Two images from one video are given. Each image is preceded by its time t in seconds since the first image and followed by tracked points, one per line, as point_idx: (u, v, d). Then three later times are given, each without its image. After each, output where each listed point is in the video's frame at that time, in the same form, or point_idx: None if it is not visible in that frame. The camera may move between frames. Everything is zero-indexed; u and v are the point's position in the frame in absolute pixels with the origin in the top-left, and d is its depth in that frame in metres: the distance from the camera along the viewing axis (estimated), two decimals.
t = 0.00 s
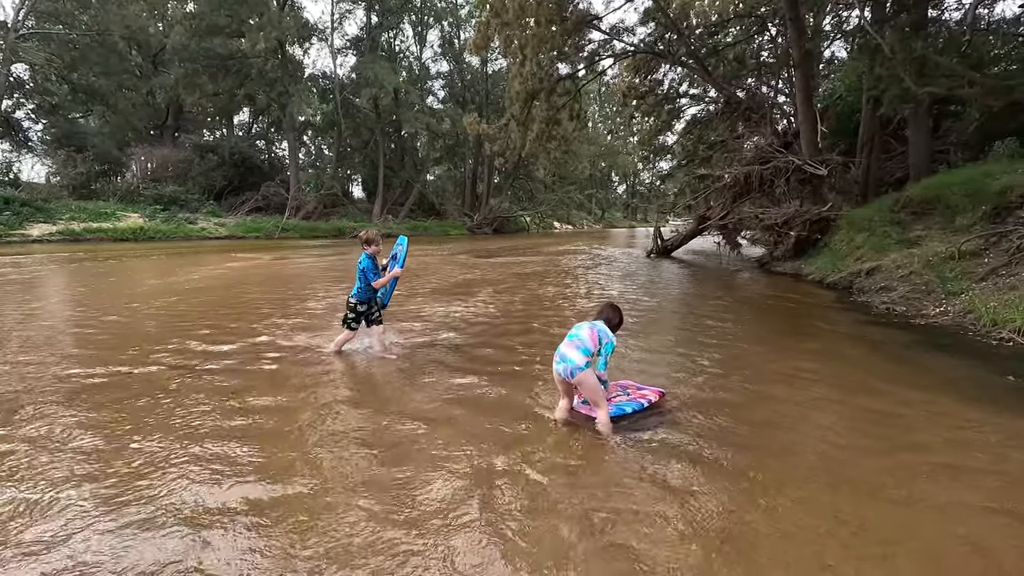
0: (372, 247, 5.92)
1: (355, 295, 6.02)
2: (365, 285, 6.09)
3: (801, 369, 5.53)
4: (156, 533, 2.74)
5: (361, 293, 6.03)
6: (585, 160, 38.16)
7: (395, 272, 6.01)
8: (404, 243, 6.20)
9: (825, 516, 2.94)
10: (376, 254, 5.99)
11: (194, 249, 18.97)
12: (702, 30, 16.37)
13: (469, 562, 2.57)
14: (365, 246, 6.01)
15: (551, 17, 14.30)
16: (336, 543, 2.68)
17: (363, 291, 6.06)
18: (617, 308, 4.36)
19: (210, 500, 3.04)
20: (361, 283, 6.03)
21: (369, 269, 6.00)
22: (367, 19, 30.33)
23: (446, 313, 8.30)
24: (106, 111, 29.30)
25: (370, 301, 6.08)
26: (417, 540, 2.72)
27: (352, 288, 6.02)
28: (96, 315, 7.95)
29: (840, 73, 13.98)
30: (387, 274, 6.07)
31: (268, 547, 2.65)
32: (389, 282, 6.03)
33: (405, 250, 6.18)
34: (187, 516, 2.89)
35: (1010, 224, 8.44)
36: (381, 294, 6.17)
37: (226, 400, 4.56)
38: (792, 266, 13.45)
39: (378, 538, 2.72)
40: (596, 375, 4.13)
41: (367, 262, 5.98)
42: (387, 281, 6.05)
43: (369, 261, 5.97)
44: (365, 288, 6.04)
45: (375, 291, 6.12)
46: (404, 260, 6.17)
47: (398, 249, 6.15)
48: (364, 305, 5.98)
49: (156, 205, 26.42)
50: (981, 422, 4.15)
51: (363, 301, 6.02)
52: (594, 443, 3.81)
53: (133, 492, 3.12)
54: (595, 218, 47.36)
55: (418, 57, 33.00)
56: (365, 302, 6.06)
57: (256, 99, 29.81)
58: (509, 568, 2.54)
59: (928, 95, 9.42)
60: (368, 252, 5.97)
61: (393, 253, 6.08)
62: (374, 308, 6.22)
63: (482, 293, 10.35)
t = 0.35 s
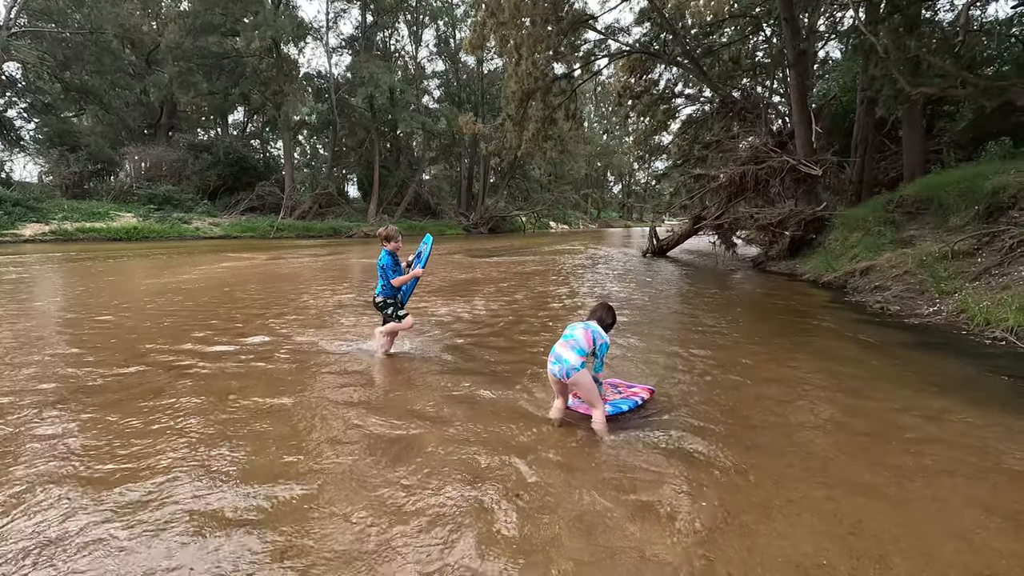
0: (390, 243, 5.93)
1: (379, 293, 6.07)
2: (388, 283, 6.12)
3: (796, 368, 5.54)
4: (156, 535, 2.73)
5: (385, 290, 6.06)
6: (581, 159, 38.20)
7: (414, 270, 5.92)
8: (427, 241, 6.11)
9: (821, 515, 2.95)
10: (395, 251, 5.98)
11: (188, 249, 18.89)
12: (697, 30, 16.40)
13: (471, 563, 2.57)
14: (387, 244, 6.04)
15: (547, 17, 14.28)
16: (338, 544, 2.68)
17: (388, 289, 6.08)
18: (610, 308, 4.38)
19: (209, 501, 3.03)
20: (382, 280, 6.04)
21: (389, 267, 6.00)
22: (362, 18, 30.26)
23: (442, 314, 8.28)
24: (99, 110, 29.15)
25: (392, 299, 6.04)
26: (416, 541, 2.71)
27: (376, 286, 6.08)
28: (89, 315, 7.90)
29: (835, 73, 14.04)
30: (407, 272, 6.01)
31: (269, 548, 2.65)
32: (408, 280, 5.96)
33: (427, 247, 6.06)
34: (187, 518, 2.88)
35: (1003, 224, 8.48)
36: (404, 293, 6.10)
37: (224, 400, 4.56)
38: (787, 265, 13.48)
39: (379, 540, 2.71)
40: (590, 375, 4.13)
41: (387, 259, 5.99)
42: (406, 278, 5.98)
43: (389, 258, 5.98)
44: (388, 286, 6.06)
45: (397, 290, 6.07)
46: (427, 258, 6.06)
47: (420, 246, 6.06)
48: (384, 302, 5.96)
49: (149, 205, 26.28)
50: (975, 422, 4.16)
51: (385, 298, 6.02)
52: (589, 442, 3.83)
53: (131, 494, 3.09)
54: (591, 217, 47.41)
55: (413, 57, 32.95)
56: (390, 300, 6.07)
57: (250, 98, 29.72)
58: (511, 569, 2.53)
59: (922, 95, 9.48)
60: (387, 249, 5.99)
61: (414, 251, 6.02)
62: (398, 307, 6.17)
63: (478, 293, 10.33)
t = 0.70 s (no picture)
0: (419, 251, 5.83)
1: (407, 302, 5.88)
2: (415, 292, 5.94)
3: (790, 368, 5.57)
4: (148, 538, 2.70)
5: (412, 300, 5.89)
6: (575, 160, 38.30)
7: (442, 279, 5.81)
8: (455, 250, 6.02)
9: (815, 514, 2.96)
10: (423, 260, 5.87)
11: (181, 249, 18.79)
12: (691, 32, 16.45)
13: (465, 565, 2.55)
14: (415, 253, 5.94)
15: (541, 18, 14.28)
16: (331, 546, 2.66)
17: (414, 299, 5.90)
18: (602, 308, 4.41)
19: (203, 504, 3.00)
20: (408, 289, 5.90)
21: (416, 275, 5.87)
22: (356, 19, 30.21)
23: (437, 314, 8.27)
24: (90, 110, 28.94)
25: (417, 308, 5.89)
26: (409, 543, 2.70)
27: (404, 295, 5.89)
28: (80, 316, 7.84)
29: (828, 75, 14.13)
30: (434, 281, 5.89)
31: (264, 551, 2.62)
32: (436, 289, 5.84)
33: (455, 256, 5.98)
34: (179, 520, 2.85)
35: (993, 225, 8.56)
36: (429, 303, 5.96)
37: (217, 400, 4.54)
38: (780, 266, 13.54)
39: (372, 542, 2.70)
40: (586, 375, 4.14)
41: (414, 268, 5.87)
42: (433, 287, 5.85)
43: (417, 267, 5.86)
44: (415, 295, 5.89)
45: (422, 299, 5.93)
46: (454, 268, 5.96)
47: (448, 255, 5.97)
48: (412, 313, 5.86)
49: (141, 205, 26.12)
50: (965, 421, 4.20)
51: (413, 308, 5.86)
52: (583, 442, 3.83)
53: (122, 496, 3.07)
54: (585, 218, 47.54)
55: (408, 57, 32.92)
56: (418, 309, 5.91)
57: (244, 99, 29.65)
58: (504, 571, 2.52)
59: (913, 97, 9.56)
60: (415, 257, 5.87)
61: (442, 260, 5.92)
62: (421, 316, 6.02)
63: (473, 293, 10.34)
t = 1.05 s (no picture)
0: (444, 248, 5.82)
1: (432, 298, 5.88)
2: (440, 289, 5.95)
3: (779, 368, 5.61)
4: (132, 542, 2.67)
5: (438, 296, 5.90)
6: (567, 161, 38.37)
7: (467, 273, 5.83)
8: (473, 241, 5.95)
9: (804, 513, 2.98)
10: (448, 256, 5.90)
11: (171, 250, 18.65)
12: (682, 34, 16.51)
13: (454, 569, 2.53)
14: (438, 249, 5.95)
15: (533, 19, 14.30)
16: (316, 552, 2.63)
17: (438, 295, 5.91)
18: (593, 309, 4.44)
19: (189, 509, 2.96)
20: (435, 286, 5.93)
21: (442, 271, 5.89)
22: (347, 19, 30.14)
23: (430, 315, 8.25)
24: (78, 109, 28.69)
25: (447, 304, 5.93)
26: (398, 547, 2.67)
27: (430, 290, 5.90)
28: (68, 318, 7.76)
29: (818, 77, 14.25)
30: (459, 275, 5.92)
31: (249, 557, 2.59)
32: (463, 283, 5.86)
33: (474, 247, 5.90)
34: (163, 526, 2.82)
35: (979, 226, 8.65)
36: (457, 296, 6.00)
37: (206, 403, 4.50)
38: (771, 266, 13.61)
39: (360, 546, 2.67)
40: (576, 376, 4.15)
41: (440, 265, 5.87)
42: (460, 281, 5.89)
43: (442, 264, 5.87)
44: (441, 291, 5.91)
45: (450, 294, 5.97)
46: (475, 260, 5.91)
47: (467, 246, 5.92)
48: (435, 308, 5.85)
49: (130, 206, 25.89)
50: (951, 420, 4.24)
51: (437, 304, 5.86)
52: (574, 443, 3.83)
53: (104, 500, 3.03)
54: (577, 219, 47.61)
55: (400, 58, 32.86)
56: (441, 306, 5.90)
57: (234, 99, 29.51)
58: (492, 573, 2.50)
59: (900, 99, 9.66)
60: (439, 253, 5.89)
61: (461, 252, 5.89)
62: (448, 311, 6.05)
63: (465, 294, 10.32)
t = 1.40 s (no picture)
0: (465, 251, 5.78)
1: (453, 303, 5.89)
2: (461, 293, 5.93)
3: (766, 368, 5.65)
4: (111, 547, 2.63)
5: (460, 301, 5.90)
6: (557, 162, 38.44)
7: (489, 272, 5.89)
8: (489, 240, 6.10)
9: (789, 512, 3.01)
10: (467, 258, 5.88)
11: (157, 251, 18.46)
12: (671, 35, 16.59)
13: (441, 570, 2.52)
14: (456, 253, 5.90)
15: (522, 19, 14.31)
16: (300, 555, 2.61)
17: (460, 300, 5.91)
18: (579, 310, 4.44)
19: (170, 513, 2.93)
20: (457, 291, 5.90)
21: (463, 274, 5.87)
22: (336, 18, 30.03)
23: (419, 316, 8.22)
24: (61, 108, 28.31)
25: (471, 306, 5.95)
26: (384, 549, 2.66)
27: (451, 296, 5.89)
28: (51, 321, 7.65)
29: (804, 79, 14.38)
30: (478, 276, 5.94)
31: (233, 560, 2.57)
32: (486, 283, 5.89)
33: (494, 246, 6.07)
34: (148, 529, 2.80)
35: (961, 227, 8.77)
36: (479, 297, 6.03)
37: (191, 406, 4.46)
38: (758, 267, 13.72)
39: (345, 549, 2.65)
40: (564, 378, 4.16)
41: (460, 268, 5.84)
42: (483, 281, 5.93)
43: (461, 267, 5.85)
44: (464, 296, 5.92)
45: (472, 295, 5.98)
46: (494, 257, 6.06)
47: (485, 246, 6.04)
48: (458, 313, 5.88)
49: (115, 206, 25.59)
50: (933, 418, 4.29)
51: (459, 309, 5.88)
52: (562, 444, 3.84)
53: (88, 503, 3.00)
54: (567, 220, 47.72)
55: (389, 58, 32.77)
56: (463, 309, 5.93)
57: (220, 98, 29.28)
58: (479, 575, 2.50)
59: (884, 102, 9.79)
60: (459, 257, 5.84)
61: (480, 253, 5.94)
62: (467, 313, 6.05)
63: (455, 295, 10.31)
